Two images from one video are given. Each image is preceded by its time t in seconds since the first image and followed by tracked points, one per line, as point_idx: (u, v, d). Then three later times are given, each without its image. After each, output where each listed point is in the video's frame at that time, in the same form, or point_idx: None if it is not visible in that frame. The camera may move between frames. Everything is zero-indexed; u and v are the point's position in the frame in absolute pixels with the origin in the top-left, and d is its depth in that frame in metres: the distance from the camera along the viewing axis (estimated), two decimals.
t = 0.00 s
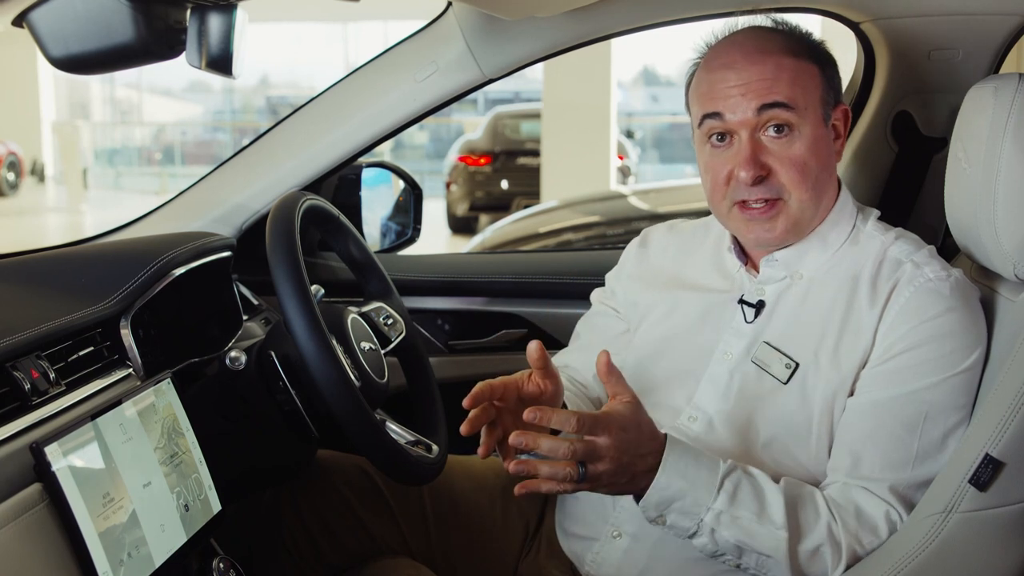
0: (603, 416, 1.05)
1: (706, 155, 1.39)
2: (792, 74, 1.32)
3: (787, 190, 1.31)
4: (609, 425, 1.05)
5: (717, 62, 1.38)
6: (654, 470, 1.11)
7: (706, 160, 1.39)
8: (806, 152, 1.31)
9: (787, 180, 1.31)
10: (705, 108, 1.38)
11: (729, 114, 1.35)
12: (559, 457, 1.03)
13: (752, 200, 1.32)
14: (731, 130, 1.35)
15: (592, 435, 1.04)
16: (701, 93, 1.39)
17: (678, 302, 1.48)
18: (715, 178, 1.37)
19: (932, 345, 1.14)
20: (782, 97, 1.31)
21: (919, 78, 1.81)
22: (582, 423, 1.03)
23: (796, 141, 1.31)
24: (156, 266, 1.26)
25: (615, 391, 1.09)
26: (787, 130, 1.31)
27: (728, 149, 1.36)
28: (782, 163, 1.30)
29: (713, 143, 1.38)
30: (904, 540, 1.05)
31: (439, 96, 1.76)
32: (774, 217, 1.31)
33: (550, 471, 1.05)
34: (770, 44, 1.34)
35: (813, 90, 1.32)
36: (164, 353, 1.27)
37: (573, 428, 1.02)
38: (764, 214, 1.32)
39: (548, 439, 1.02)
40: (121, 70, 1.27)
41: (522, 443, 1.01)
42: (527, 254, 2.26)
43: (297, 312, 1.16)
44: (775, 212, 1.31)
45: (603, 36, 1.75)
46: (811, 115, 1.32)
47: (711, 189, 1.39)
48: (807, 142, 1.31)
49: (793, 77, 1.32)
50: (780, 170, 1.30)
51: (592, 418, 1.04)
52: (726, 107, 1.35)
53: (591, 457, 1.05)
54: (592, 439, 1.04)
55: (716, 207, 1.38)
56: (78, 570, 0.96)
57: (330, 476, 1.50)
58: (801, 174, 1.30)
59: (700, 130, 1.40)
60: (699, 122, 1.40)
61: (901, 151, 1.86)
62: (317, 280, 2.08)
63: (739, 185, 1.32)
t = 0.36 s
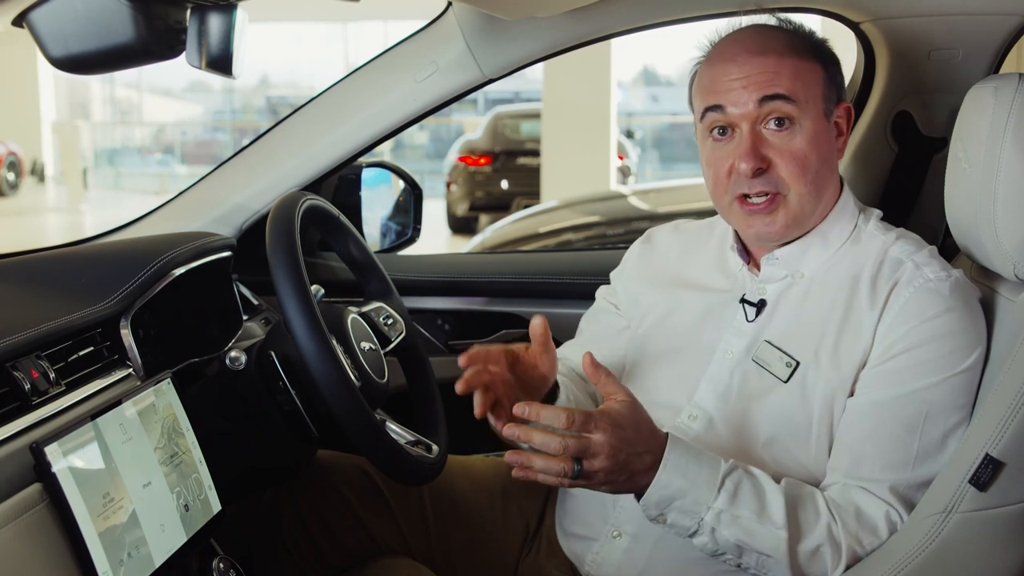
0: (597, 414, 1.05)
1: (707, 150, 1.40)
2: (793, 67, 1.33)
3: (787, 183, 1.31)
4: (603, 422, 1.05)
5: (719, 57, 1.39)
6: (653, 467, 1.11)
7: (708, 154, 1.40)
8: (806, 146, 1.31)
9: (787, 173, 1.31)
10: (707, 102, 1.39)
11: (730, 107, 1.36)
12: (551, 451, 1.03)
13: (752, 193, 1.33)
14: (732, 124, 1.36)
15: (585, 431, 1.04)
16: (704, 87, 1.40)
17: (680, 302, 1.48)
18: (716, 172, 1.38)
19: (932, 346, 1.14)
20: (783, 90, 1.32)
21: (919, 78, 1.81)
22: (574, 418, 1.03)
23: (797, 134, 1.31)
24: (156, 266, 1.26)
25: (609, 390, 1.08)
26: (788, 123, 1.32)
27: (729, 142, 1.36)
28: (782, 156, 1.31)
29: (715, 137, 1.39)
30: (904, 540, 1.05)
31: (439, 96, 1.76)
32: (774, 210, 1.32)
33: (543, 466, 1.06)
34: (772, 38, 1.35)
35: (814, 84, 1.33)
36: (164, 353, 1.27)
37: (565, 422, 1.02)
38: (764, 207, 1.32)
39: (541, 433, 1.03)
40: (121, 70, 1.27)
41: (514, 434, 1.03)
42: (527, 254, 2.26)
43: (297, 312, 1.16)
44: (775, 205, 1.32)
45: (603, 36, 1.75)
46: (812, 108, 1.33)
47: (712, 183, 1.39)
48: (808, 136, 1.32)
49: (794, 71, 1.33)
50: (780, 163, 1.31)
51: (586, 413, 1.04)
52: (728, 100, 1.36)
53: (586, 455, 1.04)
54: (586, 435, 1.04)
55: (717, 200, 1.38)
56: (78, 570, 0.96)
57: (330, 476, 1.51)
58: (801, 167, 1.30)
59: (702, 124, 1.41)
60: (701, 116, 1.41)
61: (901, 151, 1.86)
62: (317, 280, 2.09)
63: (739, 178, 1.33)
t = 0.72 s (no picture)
0: (595, 406, 1.04)
1: (713, 142, 1.41)
2: (799, 61, 1.34)
3: (791, 175, 1.31)
4: (601, 415, 1.05)
5: (726, 49, 1.40)
6: (653, 462, 1.11)
7: (713, 145, 1.40)
8: (811, 137, 1.31)
9: (792, 164, 1.31)
10: (713, 93, 1.40)
11: (736, 99, 1.37)
12: (548, 444, 1.02)
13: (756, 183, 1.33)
14: (738, 115, 1.37)
15: (583, 425, 1.04)
16: (711, 80, 1.41)
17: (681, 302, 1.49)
18: (721, 164, 1.38)
19: (930, 345, 1.14)
20: (789, 82, 1.33)
21: (919, 78, 1.81)
22: (571, 410, 1.03)
23: (801, 126, 1.32)
24: (156, 266, 1.26)
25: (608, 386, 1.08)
26: (793, 115, 1.33)
27: (734, 133, 1.37)
28: (787, 147, 1.31)
29: (720, 129, 1.39)
30: (904, 539, 1.05)
31: (439, 96, 1.76)
32: (778, 201, 1.32)
33: (543, 457, 1.03)
34: (778, 31, 1.36)
35: (820, 77, 1.34)
36: (164, 353, 1.27)
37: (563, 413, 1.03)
38: (768, 198, 1.32)
39: (539, 425, 1.02)
40: (121, 70, 1.27)
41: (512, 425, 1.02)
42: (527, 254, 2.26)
43: (298, 312, 1.16)
44: (779, 196, 1.32)
45: (602, 36, 1.75)
46: (817, 101, 1.33)
47: (717, 175, 1.39)
48: (812, 128, 1.32)
49: (800, 63, 1.33)
50: (785, 153, 1.31)
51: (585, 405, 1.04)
52: (734, 91, 1.37)
53: (584, 447, 1.04)
54: (585, 428, 1.04)
55: (721, 191, 1.38)
56: (78, 570, 0.96)
57: (331, 476, 1.51)
58: (806, 159, 1.31)
59: (708, 116, 1.42)
60: (707, 108, 1.41)
61: (900, 152, 1.86)
62: (317, 280, 2.09)
63: (744, 168, 1.33)
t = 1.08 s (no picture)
0: (587, 415, 1.09)
1: (707, 145, 1.42)
2: (789, 62, 1.34)
3: (784, 176, 1.32)
4: (593, 422, 1.09)
5: (716, 53, 1.41)
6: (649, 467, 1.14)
7: (707, 149, 1.41)
8: (803, 138, 1.32)
9: (784, 166, 1.32)
10: (705, 97, 1.41)
11: (728, 102, 1.38)
12: (543, 453, 1.06)
13: (750, 186, 1.34)
14: (730, 118, 1.38)
15: (577, 433, 1.08)
16: (702, 84, 1.42)
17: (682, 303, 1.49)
18: (715, 167, 1.39)
19: (928, 344, 1.13)
20: (779, 84, 1.34)
21: (919, 78, 1.81)
22: (565, 420, 1.07)
23: (793, 127, 1.33)
24: (156, 266, 1.26)
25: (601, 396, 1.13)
26: (785, 117, 1.33)
27: (727, 137, 1.38)
28: (779, 149, 1.32)
29: (714, 133, 1.40)
30: (904, 539, 1.05)
31: (440, 96, 1.76)
32: (772, 202, 1.33)
33: (539, 467, 1.07)
34: (767, 33, 1.37)
35: (810, 78, 1.34)
36: (164, 353, 1.27)
37: (557, 423, 1.06)
38: (762, 200, 1.33)
39: (533, 435, 1.06)
40: (121, 70, 1.27)
41: (508, 436, 1.04)
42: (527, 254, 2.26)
43: (298, 312, 1.16)
44: (773, 197, 1.33)
45: (602, 35, 1.75)
46: (808, 101, 1.34)
47: (711, 179, 1.40)
48: (804, 129, 1.33)
49: (789, 65, 1.34)
50: (777, 155, 1.32)
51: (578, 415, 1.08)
52: (725, 95, 1.38)
53: (579, 455, 1.08)
54: (579, 437, 1.08)
55: (716, 194, 1.40)
56: (78, 570, 0.96)
57: (331, 476, 1.51)
58: (798, 160, 1.31)
59: (701, 120, 1.43)
60: (700, 112, 1.43)
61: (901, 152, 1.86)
62: (316, 280, 2.08)
63: (737, 171, 1.34)
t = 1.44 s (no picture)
0: (581, 422, 1.10)
1: (702, 140, 1.42)
2: (784, 56, 1.36)
3: (781, 168, 1.32)
4: (588, 430, 1.10)
5: (712, 49, 1.42)
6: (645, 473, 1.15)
7: (702, 143, 1.41)
8: (799, 130, 1.32)
9: (780, 158, 1.32)
10: (701, 92, 1.42)
11: (724, 95, 1.38)
12: (538, 461, 1.08)
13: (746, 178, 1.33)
14: (726, 111, 1.38)
15: (572, 440, 1.09)
16: (698, 78, 1.42)
17: (681, 305, 1.49)
18: (711, 161, 1.39)
19: (928, 344, 1.13)
20: (774, 77, 1.34)
21: (919, 78, 1.81)
22: (560, 428, 1.08)
23: (789, 120, 1.33)
24: (156, 266, 1.26)
25: (595, 401, 1.14)
26: (780, 109, 1.34)
27: (723, 129, 1.38)
28: (775, 141, 1.32)
29: (709, 128, 1.40)
30: (904, 539, 1.05)
31: (440, 96, 1.76)
32: (769, 194, 1.32)
33: (535, 474, 1.09)
34: (762, 30, 1.38)
35: (805, 72, 1.35)
36: (164, 353, 1.27)
37: (553, 431, 1.08)
38: (757, 191, 1.32)
39: (529, 444, 1.08)
40: (121, 70, 1.27)
41: (503, 444, 1.07)
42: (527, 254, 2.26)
43: (298, 312, 1.16)
44: (769, 189, 1.32)
45: (602, 35, 1.75)
46: (804, 95, 1.34)
47: (707, 172, 1.40)
48: (800, 121, 1.33)
49: (784, 58, 1.35)
50: (773, 146, 1.32)
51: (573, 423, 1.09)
52: (721, 88, 1.38)
53: (574, 463, 1.09)
54: (574, 444, 1.09)
55: (712, 188, 1.39)
56: (78, 570, 0.96)
57: (331, 477, 1.51)
58: (794, 151, 1.31)
59: (697, 115, 1.43)
60: (696, 107, 1.43)
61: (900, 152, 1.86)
62: (316, 280, 2.09)
63: (733, 163, 1.34)
